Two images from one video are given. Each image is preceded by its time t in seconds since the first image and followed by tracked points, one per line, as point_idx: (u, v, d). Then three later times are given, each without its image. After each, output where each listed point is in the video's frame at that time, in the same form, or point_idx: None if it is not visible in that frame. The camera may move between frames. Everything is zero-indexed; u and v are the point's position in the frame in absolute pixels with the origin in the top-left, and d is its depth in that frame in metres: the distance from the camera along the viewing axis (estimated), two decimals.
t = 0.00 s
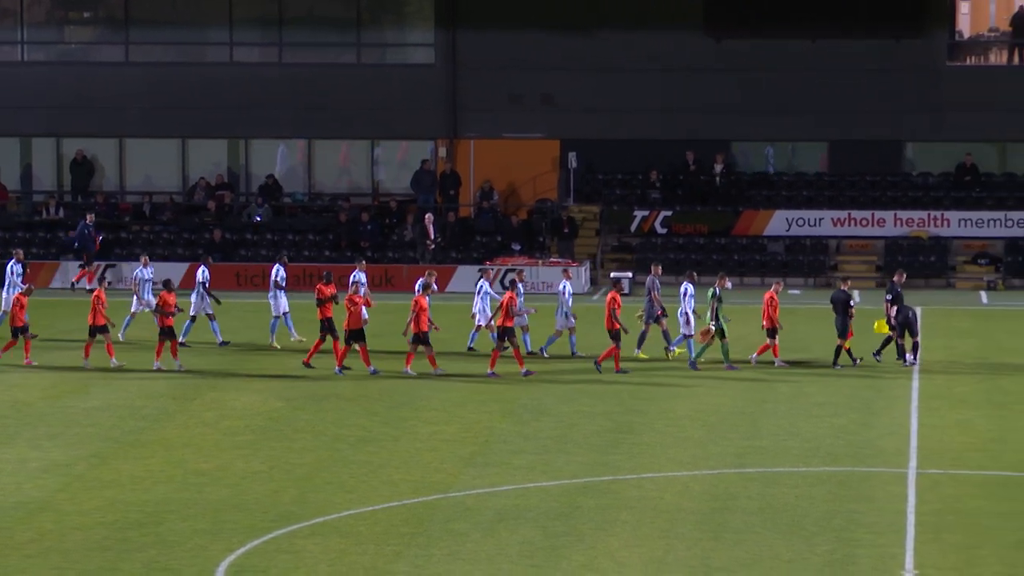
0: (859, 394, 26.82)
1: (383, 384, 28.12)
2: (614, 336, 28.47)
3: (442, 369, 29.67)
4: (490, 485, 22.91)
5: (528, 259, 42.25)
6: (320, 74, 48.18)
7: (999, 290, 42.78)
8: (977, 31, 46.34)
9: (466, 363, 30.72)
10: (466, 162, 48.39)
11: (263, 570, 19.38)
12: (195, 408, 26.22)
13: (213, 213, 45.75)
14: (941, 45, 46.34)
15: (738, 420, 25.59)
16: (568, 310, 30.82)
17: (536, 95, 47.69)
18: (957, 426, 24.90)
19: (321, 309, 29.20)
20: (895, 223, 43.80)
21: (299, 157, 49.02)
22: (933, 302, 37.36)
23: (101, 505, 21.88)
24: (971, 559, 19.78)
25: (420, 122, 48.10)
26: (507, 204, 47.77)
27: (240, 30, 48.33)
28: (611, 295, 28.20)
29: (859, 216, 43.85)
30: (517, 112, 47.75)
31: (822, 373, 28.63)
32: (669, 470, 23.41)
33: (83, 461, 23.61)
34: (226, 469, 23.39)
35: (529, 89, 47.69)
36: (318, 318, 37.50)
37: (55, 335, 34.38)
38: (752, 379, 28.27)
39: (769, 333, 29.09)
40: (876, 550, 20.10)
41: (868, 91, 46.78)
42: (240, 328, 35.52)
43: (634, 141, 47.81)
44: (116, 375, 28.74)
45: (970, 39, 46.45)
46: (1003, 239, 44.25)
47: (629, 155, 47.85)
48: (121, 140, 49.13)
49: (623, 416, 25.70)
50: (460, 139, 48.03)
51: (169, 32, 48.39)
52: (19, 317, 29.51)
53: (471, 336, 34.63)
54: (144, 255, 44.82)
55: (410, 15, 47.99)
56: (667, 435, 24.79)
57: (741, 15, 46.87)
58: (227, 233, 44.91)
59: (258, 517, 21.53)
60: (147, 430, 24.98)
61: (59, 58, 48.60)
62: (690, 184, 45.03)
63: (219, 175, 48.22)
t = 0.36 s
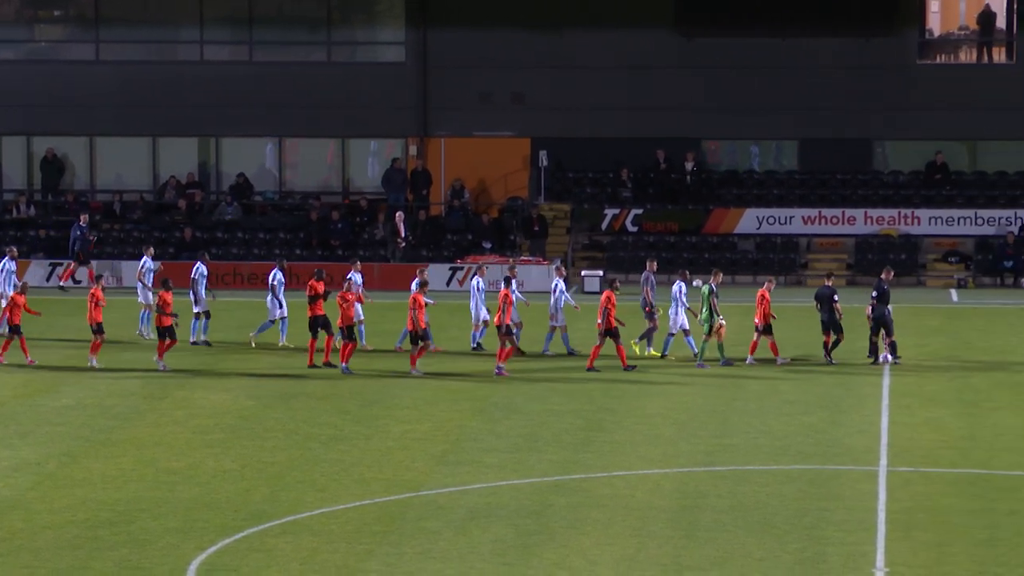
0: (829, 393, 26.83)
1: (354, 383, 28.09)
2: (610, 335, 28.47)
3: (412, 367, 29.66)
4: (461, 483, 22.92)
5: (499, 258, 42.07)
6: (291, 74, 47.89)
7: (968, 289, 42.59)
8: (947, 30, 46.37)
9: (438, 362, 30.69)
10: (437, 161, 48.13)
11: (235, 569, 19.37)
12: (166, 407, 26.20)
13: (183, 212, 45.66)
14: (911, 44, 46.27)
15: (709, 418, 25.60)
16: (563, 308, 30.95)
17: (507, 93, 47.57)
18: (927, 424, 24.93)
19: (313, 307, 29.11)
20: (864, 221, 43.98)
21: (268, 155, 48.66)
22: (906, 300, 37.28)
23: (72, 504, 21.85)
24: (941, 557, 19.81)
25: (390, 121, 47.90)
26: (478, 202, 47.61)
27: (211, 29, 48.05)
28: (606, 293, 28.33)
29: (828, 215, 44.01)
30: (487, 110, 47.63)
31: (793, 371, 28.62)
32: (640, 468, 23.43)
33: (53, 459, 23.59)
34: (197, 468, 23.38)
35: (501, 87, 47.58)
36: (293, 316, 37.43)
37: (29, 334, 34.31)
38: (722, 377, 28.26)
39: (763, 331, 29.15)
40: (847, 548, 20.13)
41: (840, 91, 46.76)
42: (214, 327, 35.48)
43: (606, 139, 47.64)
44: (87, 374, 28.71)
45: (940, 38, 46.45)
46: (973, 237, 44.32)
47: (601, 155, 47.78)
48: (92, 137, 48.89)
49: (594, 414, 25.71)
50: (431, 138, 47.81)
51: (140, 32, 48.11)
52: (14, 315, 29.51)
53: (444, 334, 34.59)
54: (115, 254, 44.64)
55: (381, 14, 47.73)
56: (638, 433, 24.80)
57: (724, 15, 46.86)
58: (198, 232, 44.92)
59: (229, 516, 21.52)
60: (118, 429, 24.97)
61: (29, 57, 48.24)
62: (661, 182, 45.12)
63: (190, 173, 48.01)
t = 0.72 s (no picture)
0: (804, 393, 26.84)
1: (329, 383, 28.07)
2: (608, 335, 28.66)
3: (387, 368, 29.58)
4: (437, 483, 22.91)
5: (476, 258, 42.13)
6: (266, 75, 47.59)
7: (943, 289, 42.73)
8: (922, 30, 46.19)
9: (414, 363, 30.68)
10: (413, 160, 48.21)
11: (211, 570, 19.35)
12: (140, 407, 26.20)
13: (159, 211, 45.62)
14: (885, 44, 46.13)
15: (684, 418, 25.61)
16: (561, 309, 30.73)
17: (484, 93, 47.30)
18: (902, 424, 24.95)
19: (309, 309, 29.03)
20: (840, 221, 44.23)
21: (246, 156, 48.43)
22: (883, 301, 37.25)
23: (47, 505, 21.83)
24: (916, 557, 19.82)
25: (367, 119, 47.53)
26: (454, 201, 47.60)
27: (187, 29, 47.65)
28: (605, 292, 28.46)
29: (804, 215, 44.26)
30: (465, 111, 47.32)
31: (768, 371, 28.62)
32: (615, 468, 23.44)
33: (28, 460, 23.57)
34: (173, 468, 23.37)
35: (477, 88, 47.30)
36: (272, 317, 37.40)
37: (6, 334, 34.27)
38: (697, 377, 28.26)
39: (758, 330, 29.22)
40: (823, 548, 20.14)
41: (815, 92, 46.54)
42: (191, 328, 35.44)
43: (587, 142, 47.69)
44: (62, 375, 28.69)
45: (915, 38, 46.23)
46: (948, 238, 44.32)
47: (578, 157, 47.86)
48: (67, 138, 48.62)
49: (569, 414, 25.70)
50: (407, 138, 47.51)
51: (116, 32, 47.78)
52: (16, 316, 29.34)
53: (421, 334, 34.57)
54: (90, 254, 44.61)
55: (357, 15, 47.45)
56: (613, 434, 24.80)
57: (702, 15, 46.64)
58: (174, 233, 44.87)
59: (204, 517, 21.50)
60: (93, 430, 24.95)
61: (4, 57, 47.85)
62: (636, 182, 45.33)
63: (166, 173, 47.84)
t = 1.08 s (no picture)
0: (770, 392, 26.84)
1: (296, 383, 28.06)
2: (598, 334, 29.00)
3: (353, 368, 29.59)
4: (403, 483, 22.90)
5: (442, 258, 42.64)
6: (231, 73, 47.63)
7: (909, 287, 43.43)
8: (888, 29, 46.58)
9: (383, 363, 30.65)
10: (380, 161, 48.18)
11: (177, 570, 19.32)
12: (107, 407, 26.18)
13: (125, 211, 45.53)
14: (852, 43, 46.57)
15: (650, 417, 25.63)
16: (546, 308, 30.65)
17: (450, 92, 47.39)
18: (868, 423, 24.97)
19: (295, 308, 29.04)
20: (806, 220, 44.52)
21: (212, 155, 48.63)
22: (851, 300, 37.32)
23: (13, 505, 21.78)
24: (883, 556, 19.82)
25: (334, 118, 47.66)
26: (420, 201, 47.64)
27: (153, 29, 47.68)
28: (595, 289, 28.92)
29: (771, 215, 44.49)
30: (431, 110, 47.45)
31: (735, 370, 28.65)
32: (581, 468, 23.43)
33: None
34: (140, 468, 23.34)
35: (443, 87, 47.39)
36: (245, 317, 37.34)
37: None
38: (664, 377, 28.23)
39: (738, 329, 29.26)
40: (789, 547, 20.14)
41: (781, 92, 46.89)
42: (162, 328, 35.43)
43: (545, 138, 47.64)
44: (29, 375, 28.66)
45: (881, 37, 46.62)
46: (914, 236, 44.74)
47: (541, 156, 47.76)
48: (33, 138, 48.61)
49: (536, 414, 25.71)
50: (373, 138, 47.74)
51: (82, 32, 47.70)
52: (10, 317, 29.05)
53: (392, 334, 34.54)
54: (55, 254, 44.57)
55: (323, 14, 47.56)
56: (580, 433, 24.80)
57: (670, 14, 46.90)
58: (140, 233, 44.87)
59: (171, 517, 21.47)
60: (60, 430, 24.92)
61: None
62: (603, 181, 45.41)
63: (132, 173, 47.85)
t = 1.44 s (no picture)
0: (740, 390, 26.86)
1: (266, 382, 28.04)
2: (591, 331, 29.07)
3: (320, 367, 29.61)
4: (373, 482, 22.88)
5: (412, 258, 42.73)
6: (197, 73, 47.84)
7: (878, 286, 43.40)
8: (856, 28, 46.93)
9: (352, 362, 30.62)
10: (348, 157, 49.22)
11: (146, 570, 19.27)
12: (76, 407, 26.16)
13: (93, 211, 46.04)
14: (821, 42, 46.88)
15: (619, 415, 25.65)
16: (539, 305, 30.75)
17: (418, 91, 47.72)
18: (837, 421, 25.00)
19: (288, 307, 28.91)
20: (776, 219, 44.87)
21: (180, 156, 49.50)
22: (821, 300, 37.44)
23: None
24: (852, 554, 19.83)
25: (291, 118, 47.87)
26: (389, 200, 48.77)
27: (121, 28, 47.98)
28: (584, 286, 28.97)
29: (740, 213, 44.91)
30: (397, 108, 47.76)
31: (704, 369, 28.69)
32: (551, 466, 23.43)
33: None
34: (109, 467, 23.31)
35: (410, 86, 47.68)
36: (220, 317, 37.32)
37: None
38: (634, 376, 28.24)
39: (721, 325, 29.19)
40: (758, 546, 20.14)
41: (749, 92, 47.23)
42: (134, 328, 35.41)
43: (514, 139, 48.55)
44: None
45: (849, 36, 46.98)
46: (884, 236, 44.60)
47: (510, 155, 48.70)
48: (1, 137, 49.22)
49: (505, 413, 25.71)
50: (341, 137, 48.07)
51: (49, 31, 48.00)
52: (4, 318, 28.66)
53: (365, 334, 34.53)
54: (24, 253, 45.10)
55: (292, 13, 47.91)
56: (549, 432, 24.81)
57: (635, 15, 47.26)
58: (108, 232, 45.43)
59: (140, 516, 21.42)
60: (28, 430, 24.88)
61: None
62: (572, 181, 45.88)
63: (100, 172, 48.10)
